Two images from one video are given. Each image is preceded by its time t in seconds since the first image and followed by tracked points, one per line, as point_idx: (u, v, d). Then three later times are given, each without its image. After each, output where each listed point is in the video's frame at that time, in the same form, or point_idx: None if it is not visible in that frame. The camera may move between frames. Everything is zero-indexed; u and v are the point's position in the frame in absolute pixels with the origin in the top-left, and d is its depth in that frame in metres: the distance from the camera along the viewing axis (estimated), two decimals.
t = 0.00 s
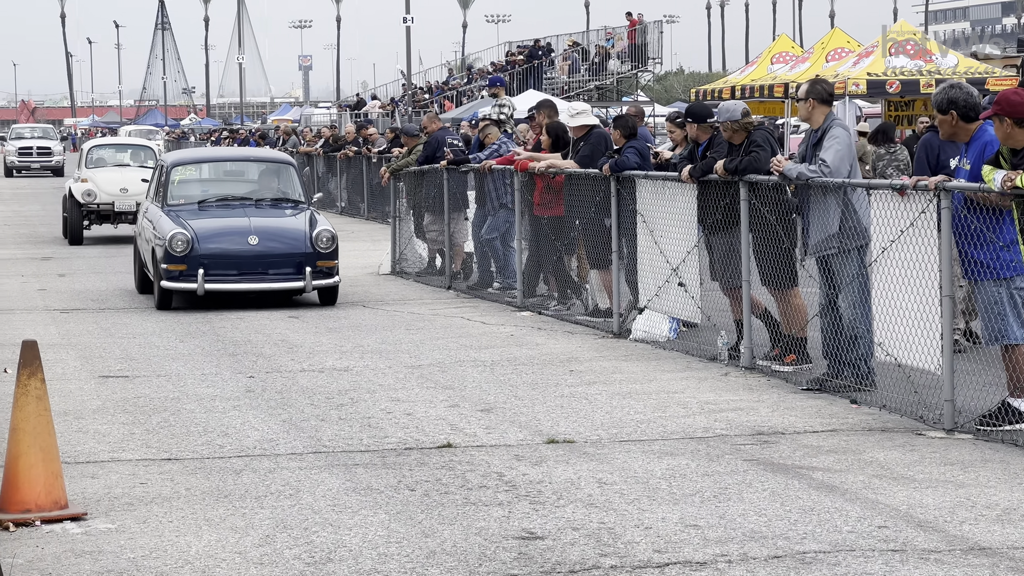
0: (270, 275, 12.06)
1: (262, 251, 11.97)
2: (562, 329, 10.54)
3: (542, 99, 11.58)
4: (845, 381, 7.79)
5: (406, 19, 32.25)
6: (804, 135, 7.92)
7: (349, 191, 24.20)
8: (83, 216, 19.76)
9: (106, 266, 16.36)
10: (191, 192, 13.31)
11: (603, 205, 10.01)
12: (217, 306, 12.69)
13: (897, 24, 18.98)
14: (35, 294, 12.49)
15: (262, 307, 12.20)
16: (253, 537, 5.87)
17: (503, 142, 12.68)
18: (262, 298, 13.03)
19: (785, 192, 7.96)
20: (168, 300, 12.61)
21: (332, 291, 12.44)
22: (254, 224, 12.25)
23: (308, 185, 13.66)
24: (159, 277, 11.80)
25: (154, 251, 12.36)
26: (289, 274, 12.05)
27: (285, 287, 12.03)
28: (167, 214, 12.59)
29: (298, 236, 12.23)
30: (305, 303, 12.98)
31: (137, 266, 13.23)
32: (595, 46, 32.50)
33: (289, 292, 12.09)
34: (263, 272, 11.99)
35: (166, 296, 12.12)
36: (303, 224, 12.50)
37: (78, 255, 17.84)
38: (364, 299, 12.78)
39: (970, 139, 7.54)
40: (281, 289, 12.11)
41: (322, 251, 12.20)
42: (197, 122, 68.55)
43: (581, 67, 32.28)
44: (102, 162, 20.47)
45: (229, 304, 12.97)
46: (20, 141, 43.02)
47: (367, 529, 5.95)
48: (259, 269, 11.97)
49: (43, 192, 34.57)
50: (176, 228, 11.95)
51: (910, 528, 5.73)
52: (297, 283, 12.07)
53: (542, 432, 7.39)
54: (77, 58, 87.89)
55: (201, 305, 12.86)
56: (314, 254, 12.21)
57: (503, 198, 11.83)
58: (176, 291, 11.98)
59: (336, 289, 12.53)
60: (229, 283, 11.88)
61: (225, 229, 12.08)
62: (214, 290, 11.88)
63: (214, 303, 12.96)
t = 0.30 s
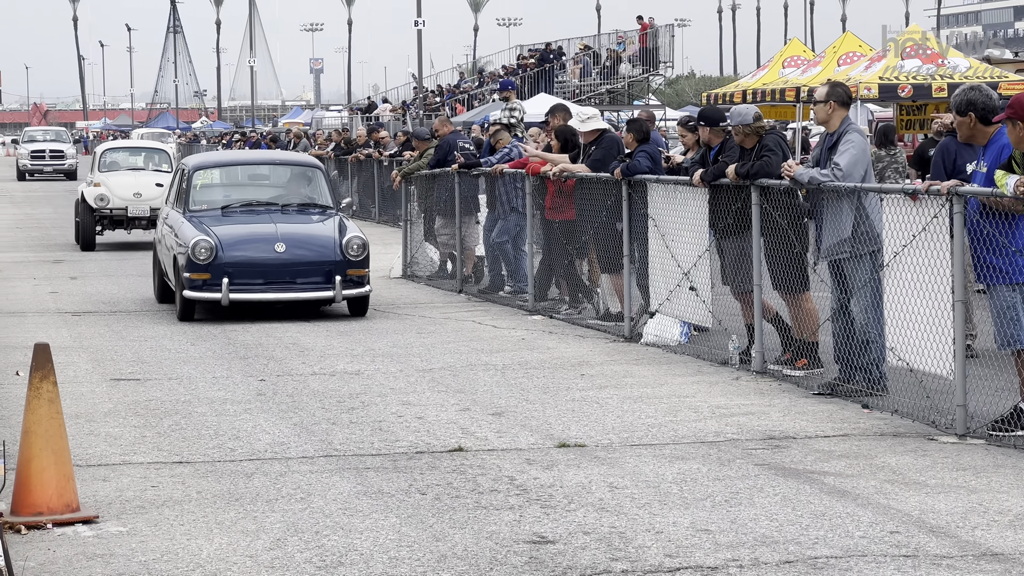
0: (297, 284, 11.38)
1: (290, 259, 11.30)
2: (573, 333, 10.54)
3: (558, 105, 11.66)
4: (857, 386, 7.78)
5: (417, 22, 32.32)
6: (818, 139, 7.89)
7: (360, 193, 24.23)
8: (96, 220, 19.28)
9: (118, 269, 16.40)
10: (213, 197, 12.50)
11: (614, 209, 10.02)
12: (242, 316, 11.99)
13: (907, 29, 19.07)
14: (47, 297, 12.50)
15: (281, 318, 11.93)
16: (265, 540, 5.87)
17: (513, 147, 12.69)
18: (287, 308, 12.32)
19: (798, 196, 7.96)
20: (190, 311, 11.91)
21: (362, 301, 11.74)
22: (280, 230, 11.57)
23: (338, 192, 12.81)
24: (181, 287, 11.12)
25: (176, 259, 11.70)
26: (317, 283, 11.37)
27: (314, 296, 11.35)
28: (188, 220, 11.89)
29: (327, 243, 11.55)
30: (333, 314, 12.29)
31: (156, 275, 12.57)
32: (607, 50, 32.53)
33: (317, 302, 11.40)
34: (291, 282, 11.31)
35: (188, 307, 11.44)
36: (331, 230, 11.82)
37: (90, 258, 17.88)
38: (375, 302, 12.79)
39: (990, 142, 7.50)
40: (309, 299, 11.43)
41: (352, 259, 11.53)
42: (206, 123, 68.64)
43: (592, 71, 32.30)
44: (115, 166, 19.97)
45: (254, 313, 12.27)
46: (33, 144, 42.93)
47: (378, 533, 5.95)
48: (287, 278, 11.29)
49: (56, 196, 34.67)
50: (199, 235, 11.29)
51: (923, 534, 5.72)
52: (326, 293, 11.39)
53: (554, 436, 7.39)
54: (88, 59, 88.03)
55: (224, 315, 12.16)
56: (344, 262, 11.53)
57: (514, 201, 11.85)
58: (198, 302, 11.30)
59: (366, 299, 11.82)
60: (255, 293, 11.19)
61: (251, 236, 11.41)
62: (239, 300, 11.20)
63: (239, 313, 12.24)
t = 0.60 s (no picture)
0: (330, 296, 10.83)
1: (322, 269, 10.76)
2: (587, 338, 10.54)
3: (571, 110, 11.63)
4: (872, 393, 7.78)
5: (430, 27, 32.37)
6: (835, 143, 7.88)
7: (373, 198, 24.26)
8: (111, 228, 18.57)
9: (132, 274, 16.44)
10: (240, 204, 11.97)
11: (628, 215, 10.03)
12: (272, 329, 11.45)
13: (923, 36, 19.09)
14: (61, 301, 12.53)
15: (312, 331, 11.39)
16: (279, 545, 5.88)
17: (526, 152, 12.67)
18: (319, 319, 11.75)
19: (812, 202, 7.96)
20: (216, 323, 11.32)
21: (398, 314, 11.17)
22: (312, 238, 11.03)
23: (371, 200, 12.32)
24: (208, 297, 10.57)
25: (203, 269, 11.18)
26: (351, 295, 10.83)
27: (347, 309, 10.81)
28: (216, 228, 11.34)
29: (361, 253, 11.01)
30: (367, 327, 11.73)
31: (182, 287, 12.03)
32: (621, 55, 32.55)
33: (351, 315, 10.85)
34: (323, 293, 10.76)
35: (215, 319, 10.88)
36: (366, 239, 11.27)
37: (104, 263, 17.94)
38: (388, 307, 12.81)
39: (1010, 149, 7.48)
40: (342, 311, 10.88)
41: (388, 269, 10.97)
42: (219, 128, 68.73)
43: (606, 76, 32.33)
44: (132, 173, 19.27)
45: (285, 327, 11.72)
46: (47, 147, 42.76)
47: (392, 538, 5.95)
48: (319, 290, 10.74)
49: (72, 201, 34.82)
50: (227, 243, 10.75)
51: (937, 541, 5.71)
52: (360, 305, 10.85)
53: (568, 442, 7.39)
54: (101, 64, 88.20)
55: (253, 328, 11.60)
56: (379, 273, 10.99)
57: (527, 206, 11.85)
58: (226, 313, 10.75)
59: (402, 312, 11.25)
60: (286, 304, 10.65)
61: (281, 244, 10.87)
62: (269, 312, 10.66)
63: (270, 326, 11.68)
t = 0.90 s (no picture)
0: (365, 309, 10.26)
1: (357, 281, 10.20)
2: (601, 344, 10.55)
3: (588, 116, 11.64)
4: (887, 400, 7.77)
5: (446, 32, 32.45)
6: (850, 149, 7.87)
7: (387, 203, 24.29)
8: (127, 234, 18.16)
9: (147, 279, 16.48)
10: (269, 211, 11.41)
11: (642, 221, 10.05)
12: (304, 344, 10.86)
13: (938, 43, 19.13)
14: (75, 305, 12.54)
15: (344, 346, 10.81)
16: (294, 550, 5.87)
17: (541, 157, 12.73)
18: (352, 336, 11.17)
19: (827, 209, 7.96)
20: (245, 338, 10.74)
21: (436, 328, 10.59)
22: (346, 249, 10.47)
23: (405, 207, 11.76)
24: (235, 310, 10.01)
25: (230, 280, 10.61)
26: (387, 307, 10.26)
27: (383, 322, 10.24)
28: (244, 237, 10.77)
29: (397, 264, 10.45)
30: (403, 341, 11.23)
31: (206, 299, 11.46)
32: (635, 61, 32.57)
33: (386, 329, 10.29)
34: (358, 306, 10.20)
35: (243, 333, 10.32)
36: (402, 249, 10.72)
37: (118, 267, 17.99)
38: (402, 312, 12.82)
39: None
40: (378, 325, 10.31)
41: (426, 281, 10.40)
42: (233, 133, 68.96)
43: (621, 82, 32.35)
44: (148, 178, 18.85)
45: (316, 341, 11.14)
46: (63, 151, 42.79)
47: (406, 544, 5.94)
48: (354, 302, 10.18)
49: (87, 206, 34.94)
50: (257, 253, 10.18)
51: (952, 548, 5.70)
52: (397, 318, 10.29)
53: (582, 447, 7.39)
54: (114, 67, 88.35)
55: (285, 344, 10.99)
56: (417, 285, 10.42)
57: (541, 212, 11.86)
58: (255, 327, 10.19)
59: (440, 326, 10.67)
60: (319, 318, 10.10)
61: (312, 255, 10.31)
62: (301, 325, 10.10)
63: (302, 342, 11.07)
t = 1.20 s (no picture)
0: (400, 321, 9.75)
1: (392, 292, 9.68)
2: (613, 349, 10.55)
3: (599, 121, 11.66)
4: (899, 405, 7.77)
5: (457, 37, 32.49)
6: (864, 155, 7.89)
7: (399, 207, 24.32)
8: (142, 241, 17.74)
9: (159, 283, 16.52)
10: (297, 218, 10.82)
11: (655, 225, 10.07)
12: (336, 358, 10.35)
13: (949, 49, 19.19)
14: (88, 309, 12.56)
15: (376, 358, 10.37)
16: (305, 554, 5.87)
17: (555, 162, 12.77)
18: (386, 350, 10.65)
19: (839, 215, 7.96)
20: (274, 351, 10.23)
21: (475, 343, 10.06)
22: (380, 257, 9.95)
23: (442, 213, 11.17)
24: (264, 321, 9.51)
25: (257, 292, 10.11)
26: (424, 320, 9.75)
27: (420, 336, 9.73)
28: (273, 245, 10.25)
29: (436, 274, 9.93)
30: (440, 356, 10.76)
31: (230, 312, 10.96)
32: (648, 66, 32.58)
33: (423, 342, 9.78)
34: (393, 318, 9.68)
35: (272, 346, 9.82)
36: (439, 258, 10.20)
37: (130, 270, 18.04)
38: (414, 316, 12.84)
39: None
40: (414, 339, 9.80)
41: (465, 292, 9.89)
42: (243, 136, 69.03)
43: (633, 87, 32.35)
44: (164, 182, 18.45)
45: (348, 353, 10.66)
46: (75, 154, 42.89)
47: (418, 548, 5.94)
48: (389, 315, 9.67)
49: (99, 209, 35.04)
50: (285, 263, 9.68)
51: (965, 554, 5.69)
52: (435, 332, 9.77)
53: (594, 452, 7.39)
54: (124, 69, 88.48)
55: (316, 357, 10.48)
56: (455, 296, 9.91)
57: (553, 217, 11.91)
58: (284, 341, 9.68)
59: (479, 340, 10.15)
60: (352, 330, 9.59)
61: (345, 263, 9.80)
62: (333, 339, 9.59)
63: (335, 356, 10.54)
